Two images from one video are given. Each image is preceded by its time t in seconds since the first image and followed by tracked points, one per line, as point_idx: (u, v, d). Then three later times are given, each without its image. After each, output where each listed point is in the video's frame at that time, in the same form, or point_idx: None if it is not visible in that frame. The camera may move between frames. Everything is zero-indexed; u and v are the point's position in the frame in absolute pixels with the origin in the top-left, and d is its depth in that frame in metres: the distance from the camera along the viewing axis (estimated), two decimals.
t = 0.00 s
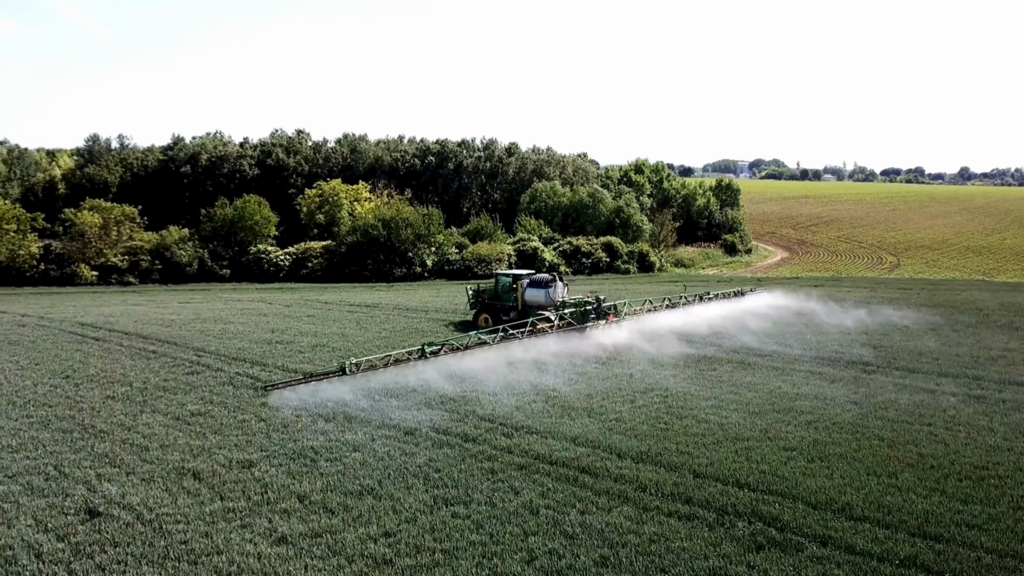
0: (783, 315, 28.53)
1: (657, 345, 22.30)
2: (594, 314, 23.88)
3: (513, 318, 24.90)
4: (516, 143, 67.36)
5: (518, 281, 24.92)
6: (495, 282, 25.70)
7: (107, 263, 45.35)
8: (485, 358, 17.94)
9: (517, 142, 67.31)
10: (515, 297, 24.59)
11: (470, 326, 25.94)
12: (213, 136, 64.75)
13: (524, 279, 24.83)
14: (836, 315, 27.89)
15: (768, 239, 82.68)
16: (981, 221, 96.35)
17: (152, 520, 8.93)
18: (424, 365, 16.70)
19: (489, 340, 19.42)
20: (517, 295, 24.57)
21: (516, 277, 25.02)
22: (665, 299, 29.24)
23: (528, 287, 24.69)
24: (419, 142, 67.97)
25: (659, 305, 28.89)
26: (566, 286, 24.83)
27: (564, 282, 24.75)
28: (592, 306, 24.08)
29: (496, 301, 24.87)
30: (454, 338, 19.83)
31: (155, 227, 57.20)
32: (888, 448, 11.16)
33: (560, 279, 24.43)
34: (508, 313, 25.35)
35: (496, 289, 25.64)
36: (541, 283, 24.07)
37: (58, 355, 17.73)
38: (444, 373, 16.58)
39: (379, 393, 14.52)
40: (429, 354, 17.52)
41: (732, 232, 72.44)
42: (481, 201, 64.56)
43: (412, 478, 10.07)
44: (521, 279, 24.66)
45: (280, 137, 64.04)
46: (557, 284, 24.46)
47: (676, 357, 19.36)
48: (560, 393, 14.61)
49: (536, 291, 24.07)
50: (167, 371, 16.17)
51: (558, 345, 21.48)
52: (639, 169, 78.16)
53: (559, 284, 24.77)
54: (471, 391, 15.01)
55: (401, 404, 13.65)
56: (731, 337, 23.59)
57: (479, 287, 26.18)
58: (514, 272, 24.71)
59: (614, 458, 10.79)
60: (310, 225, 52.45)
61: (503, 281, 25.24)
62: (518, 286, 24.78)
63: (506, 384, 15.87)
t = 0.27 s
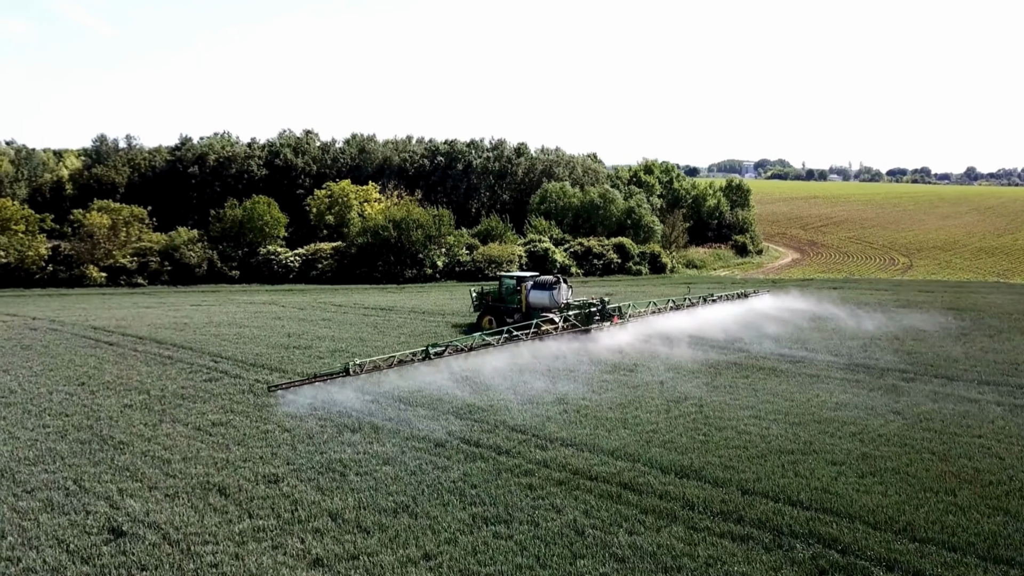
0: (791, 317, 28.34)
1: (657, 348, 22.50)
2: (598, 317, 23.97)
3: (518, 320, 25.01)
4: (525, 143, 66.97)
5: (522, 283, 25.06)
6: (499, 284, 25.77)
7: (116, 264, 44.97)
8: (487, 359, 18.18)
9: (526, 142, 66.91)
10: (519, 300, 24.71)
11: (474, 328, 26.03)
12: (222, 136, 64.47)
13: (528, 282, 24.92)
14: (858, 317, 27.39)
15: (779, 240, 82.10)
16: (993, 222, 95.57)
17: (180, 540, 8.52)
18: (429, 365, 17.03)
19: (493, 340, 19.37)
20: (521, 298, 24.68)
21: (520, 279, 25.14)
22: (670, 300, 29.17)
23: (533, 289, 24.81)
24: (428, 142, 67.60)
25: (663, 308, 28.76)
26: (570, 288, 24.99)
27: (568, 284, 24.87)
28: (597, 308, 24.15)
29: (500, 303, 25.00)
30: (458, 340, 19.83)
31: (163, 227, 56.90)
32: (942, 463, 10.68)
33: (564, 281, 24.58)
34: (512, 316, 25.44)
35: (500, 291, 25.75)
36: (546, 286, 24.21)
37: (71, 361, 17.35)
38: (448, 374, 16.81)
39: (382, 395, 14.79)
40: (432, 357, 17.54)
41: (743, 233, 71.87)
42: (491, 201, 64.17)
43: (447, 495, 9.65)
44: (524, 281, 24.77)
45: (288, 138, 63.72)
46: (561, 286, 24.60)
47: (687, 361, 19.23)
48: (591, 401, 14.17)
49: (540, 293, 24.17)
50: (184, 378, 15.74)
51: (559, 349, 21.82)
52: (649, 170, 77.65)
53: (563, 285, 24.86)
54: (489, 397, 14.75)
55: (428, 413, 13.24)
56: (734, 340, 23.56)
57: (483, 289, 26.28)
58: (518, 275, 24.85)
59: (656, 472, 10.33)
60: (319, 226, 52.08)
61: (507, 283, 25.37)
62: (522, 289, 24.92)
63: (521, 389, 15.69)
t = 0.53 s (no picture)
0: (794, 319, 28.19)
1: (656, 348, 22.60)
2: (598, 319, 24.15)
3: (517, 322, 24.84)
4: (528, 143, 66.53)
5: (522, 285, 24.90)
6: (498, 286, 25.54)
7: (118, 266, 44.44)
8: (487, 361, 18.40)
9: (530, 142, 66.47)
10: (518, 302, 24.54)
11: (473, 331, 25.77)
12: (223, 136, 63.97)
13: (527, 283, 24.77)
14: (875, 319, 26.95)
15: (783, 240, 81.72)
16: (997, 221, 95.15)
17: (206, 566, 8.05)
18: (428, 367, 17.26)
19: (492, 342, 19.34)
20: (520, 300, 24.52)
21: (520, 281, 24.95)
22: (670, 302, 29.19)
23: (533, 291, 24.63)
24: (431, 142, 67.14)
25: (662, 310, 28.70)
26: (570, 290, 24.84)
27: (568, 286, 24.72)
28: (596, 310, 24.28)
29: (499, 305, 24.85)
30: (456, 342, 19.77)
31: (165, 228, 56.38)
32: (996, 477, 10.22)
33: (565, 283, 24.46)
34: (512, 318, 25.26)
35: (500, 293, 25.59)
36: (546, 287, 24.05)
37: (79, 368, 16.88)
38: (450, 376, 16.97)
39: (385, 396, 14.87)
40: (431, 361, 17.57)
41: (747, 233, 71.44)
42: (494, 202, 63.76)
43: (484, 514, 9.19)
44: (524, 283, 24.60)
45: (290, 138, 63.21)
46: (561, 287, 24.47)
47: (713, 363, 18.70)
48: (620, 410, 13.72)
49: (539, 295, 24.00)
50: (196, 386, 15.26)
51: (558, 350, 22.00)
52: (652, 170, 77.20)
53: (563, 288, 24.71)
54: (506, 403, 14.32)
55: (453, 423, 12.79)
56: (732, 341, 23.58)
57: (481, 292, 26.05)
58: (519, 276, 24.67)
59: (700, 490, 9.86)
60: (323, 227, 51.59)
61: (506, 285, 25.17)
62: (521, 290, 24.75)
63: (535, 395, 15.32)
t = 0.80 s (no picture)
0: (798, 321, 27.72)
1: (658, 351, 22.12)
2: (596, 319, 23.89)
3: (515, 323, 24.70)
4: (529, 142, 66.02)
5: (519, 286, 24.68)
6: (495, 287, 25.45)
7: (116, 267, 43.82)
8: (488, 365, 17.79)
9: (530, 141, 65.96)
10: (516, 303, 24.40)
11: (470, 332, 25.71)
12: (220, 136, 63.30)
13: (525, 284, 24.62)
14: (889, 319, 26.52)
15: (785, 239, 81.36)
16: (998, 220, 94.94)
17: None
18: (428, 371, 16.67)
19: (494, 343, 18.72)
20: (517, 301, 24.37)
21: (517, 283, 24.85)
22: (668, 303, 28.85)
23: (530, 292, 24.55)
24: (430, 141, 66.71)
25: (659, 311, 28.16)
26: (567, 291, 24.56)
27: (566, 287, 24.46)
28: (595, 311, 23.98)
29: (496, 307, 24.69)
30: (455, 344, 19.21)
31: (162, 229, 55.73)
32: None
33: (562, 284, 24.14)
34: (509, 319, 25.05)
35: (497, 294, 25.40)
36: (542, 289, 23.76)
37: (81, 375, 16.32)
38: (453, 382, 16.36)
39: (387, 402, 14.41)
40: (431, 362, 17.18)
41: (749, 232, 71.06)
42: (495, 201, 63.26)
43: (523, 536, 8.68)
44: (522, 284, 24.43)
45: (288, 137, 62.62)
46: (558, 289, 24.11)
47: (741, 365, 18.12)
48: (648, 418, 13.21)
49: (536, 297, 23.83)
50: (205, 395, 14.74)
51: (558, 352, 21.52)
52: (653, 169, 76.83)
53: (561, 288, 24.54)
54: (527, 413, 13.66)
55: (477, 434, 12.27)
56: (733, 343, 23.25)
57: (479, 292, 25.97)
58: (515, 278, 24.58)
59: (746, 508, 9.36)
60: (323, 227, 51.00)
61: (503, 286, 25.09)
62: (519, 292, 24.56)
63: (553, 404, 14.69)
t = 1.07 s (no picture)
0: (798, 321, 27.29)
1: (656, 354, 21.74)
2: (592, 321, 23.33)
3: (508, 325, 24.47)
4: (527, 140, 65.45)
5: (514, 287, 24.46)
6: (489, 287, 25.09)
7: (112, 268, 43.12)
8: (484, 369, 17.30)
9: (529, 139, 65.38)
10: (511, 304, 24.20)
11: (464, 334, 25.30)
12: (215, 134, 62.56)
13: (520, 285, 24.42)
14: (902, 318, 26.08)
15: (785, 237, 81.02)
16: (996, 217, 94.75)
17: None
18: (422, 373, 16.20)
19: (490, 345, 18.22)
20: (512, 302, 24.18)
21: (512, 284, 24.54)
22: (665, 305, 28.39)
23: (525, 294, 24.23)
24: (428, 139, 66.10)
25: (653, 312, 27.64)
26: (561, 293, 24.48)
27: (560, 288, 24.44)
28: (591, 313, 23.39)
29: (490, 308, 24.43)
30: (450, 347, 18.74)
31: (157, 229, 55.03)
32: None
33: (556, 286, 24.21)
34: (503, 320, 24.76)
35: (490, 294, 25.13)
36: (539, 290, 23.77)
37: (80, 383, 15.71)
38: (451, 386, 15.86)
39: (385, 408, 13.98)
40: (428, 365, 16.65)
41: (749, 231, 70.63)
42: (493, 200, 62.72)
43: (562, 561, 8.15)
44: (517, 285, 24.25)
45: (284, 135, 61.91)
46: (554, 291, 24.14)
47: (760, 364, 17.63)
48: (676, 427, 12.71)
49: (533, 298, 23.70)
50: (213, 404, 14.19)
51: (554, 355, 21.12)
52: (652, 167, 76.37)
53: (556, 289, 24.43)
54: (545, 420, 13.09)
55: (500, 446, 11.75)
56: (732, 344, 22.84)
57: (473, 293, 25.52)
58: (510, 278, 24.25)
59: (793, 528, 8.85)
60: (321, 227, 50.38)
61: (498, 287, 24.74)
62: (513, 293, 24.35)
63: (570, 408, 14.16)
